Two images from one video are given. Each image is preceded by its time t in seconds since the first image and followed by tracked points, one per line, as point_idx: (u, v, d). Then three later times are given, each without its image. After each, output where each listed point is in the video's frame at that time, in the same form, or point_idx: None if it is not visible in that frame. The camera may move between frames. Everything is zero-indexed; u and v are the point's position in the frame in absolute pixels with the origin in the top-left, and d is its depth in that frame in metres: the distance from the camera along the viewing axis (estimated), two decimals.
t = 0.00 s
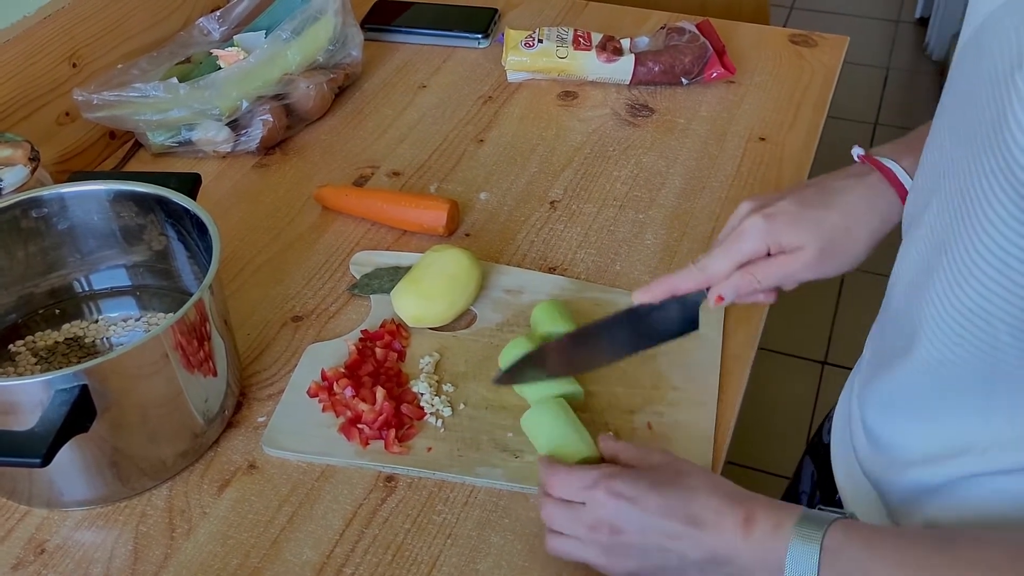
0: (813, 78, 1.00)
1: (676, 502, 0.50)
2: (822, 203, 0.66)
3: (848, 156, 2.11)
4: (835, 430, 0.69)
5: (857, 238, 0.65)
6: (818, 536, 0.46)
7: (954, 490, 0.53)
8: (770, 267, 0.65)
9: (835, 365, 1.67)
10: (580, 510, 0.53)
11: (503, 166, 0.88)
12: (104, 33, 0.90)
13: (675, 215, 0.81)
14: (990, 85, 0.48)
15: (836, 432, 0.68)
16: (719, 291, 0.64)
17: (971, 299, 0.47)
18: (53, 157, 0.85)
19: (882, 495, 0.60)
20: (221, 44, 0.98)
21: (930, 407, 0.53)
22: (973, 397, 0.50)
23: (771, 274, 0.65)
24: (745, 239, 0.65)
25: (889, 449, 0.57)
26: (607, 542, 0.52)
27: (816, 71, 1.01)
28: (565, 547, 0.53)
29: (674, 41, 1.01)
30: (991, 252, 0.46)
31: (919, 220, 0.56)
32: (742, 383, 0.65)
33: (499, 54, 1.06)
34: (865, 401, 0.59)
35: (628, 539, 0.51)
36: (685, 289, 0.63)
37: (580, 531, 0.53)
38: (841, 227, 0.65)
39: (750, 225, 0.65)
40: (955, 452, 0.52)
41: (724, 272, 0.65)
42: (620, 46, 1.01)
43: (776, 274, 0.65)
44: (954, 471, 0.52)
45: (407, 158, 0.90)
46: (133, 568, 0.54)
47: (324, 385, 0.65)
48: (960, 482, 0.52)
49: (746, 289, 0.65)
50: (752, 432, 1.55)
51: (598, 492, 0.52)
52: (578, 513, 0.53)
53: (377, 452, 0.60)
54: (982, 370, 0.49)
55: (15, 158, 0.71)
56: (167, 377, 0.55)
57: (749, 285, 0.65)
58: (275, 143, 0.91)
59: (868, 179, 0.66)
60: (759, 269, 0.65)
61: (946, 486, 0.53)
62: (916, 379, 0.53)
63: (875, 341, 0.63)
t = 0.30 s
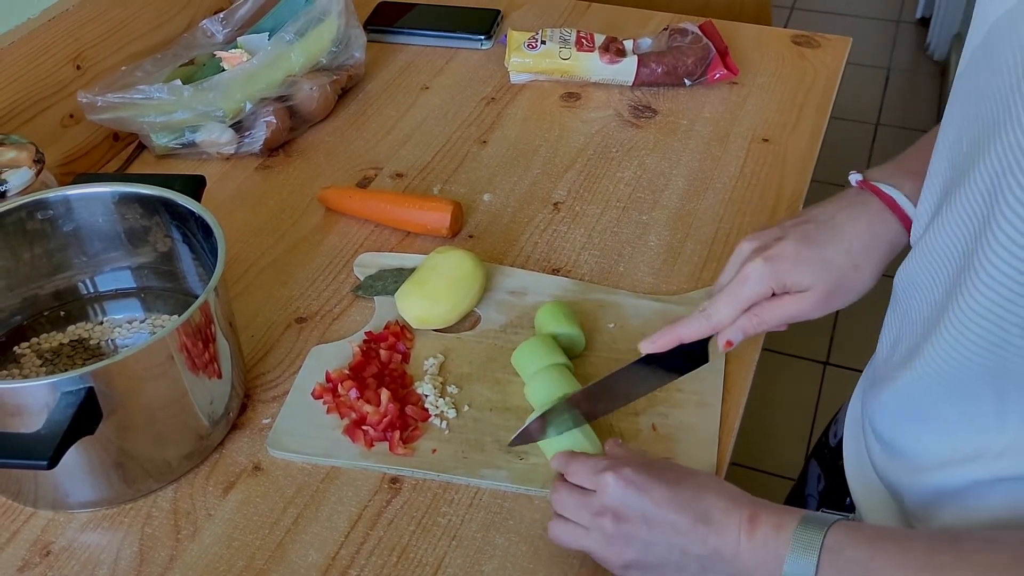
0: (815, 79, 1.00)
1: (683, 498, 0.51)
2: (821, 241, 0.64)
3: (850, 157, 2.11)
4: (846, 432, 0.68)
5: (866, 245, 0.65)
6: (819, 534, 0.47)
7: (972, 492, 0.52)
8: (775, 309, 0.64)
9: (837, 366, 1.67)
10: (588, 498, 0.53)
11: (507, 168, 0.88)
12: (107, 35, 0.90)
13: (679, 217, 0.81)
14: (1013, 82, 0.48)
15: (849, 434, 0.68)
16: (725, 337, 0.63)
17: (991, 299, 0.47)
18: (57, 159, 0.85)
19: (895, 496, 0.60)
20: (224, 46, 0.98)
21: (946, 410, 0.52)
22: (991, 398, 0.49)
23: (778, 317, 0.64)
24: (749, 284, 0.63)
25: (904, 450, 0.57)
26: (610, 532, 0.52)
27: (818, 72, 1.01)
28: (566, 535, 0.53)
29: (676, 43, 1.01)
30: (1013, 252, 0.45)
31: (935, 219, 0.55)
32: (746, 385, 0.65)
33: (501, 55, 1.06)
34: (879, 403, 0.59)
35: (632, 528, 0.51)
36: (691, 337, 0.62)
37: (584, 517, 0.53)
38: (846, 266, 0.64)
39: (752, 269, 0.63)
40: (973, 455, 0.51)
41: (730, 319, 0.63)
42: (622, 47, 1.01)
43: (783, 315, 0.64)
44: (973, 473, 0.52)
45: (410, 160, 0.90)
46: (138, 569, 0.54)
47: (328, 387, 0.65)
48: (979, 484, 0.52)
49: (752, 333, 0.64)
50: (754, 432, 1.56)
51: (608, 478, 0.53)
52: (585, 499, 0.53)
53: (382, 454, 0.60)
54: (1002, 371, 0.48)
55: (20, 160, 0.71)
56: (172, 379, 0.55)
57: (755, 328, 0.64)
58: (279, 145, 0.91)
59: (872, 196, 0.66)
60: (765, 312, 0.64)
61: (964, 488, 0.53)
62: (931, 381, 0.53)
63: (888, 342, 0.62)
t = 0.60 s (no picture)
0: (815, 79, 1.00)
1: (687, 491, 0.50)
2: (798, 286, 0.63)
3: (849, 157, 2.11)
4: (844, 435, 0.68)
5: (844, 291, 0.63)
6: (821, 529, 0.46)
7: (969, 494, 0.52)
8: (751, 350, 0.62)
9: (837, 366, 1.67)
10: (591, 492, 0.52)
11: (506, 168, 0.88)
12: (106, 35, 0.90)
13: (678, 217, 0.81)
14: (999, 81, 0.48)
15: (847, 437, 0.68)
16: (703, 374, 0.63)
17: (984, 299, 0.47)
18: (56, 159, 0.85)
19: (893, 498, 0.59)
20: (223, 46, 0.98)
21: (943, 411, 0.52)
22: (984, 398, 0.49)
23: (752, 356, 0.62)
24: (726, 325, 0.62)
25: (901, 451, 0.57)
26: (613, 526, 0.51)
27: (817, 72, 1.01)
28: (568, 531, 0.53)
29: (676, 43, 1.00)
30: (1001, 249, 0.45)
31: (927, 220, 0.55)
32: (745, 386, 0.65)
33: (500, 56, 1.06)
34: (874, 405, 0.59)
35: (638, 522, 0.51)
36: (673, 374, 0.61)
37: (587, 512, 0.52)
38: (817, 310, 0.62)
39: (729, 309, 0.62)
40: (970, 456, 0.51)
41: (708, 359, 0.62)
42: (622, 48, 1.00)
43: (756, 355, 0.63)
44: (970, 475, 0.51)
45: (409, 160, 0.90)
46: (136, 571, 0.54)
47: (326, 388, 0.65)
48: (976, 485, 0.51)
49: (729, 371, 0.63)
50: (754, 432, 1.56)
51: (612, 472, 0.52)
52: (588, 493, 0.53)
53: (380, 455, 0.60)
54: (995, 371, 0.48)
55: (19, 161, 0.71)
56: (171, 379, 0.54)
57: (735, 368, 0.63)
58: (278, 145, 0.91)
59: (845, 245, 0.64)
60: (742, 352, 0.62)
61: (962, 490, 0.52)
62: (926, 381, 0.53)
63: (884, 345, 0.62)
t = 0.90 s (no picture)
0: (813, 79, 1.00)
1: (667, 504, 0.51)
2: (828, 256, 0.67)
3: (848, 157, 2.11)
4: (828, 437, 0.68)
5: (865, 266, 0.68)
6: (807, 540, 0.47)
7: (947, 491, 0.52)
8: (800, 318, 0.66)
9: (835, 365, 1.67)
10: (568, 508, 0.53)
11: (504, 168, 0.88)
12: (104, 36, 0.90)
13: (676, 217, 0.81)
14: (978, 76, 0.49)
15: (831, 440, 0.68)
16: (749, 345, 0.65)
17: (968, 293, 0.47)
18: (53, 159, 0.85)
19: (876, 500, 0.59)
20: (221, 46, 0.98)
21: (924, 406, 0.52)
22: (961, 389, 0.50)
23: (801, 327, 0.66)
24: (772, 295, 0.65)
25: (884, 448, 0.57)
26: (594, 541, 0.52)
27: (815, 72, 1.01)
28: (552, 544, 0.53)
29: (674, 43, 1.00)
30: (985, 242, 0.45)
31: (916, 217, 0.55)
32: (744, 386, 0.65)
33: (499, 56, 1.06)
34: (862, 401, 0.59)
35: (618, 536, 0.52)
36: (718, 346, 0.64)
37: (568, 528, 0.53)
38: (861, 277, 0.67)
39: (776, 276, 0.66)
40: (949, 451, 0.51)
41: (754, 328, 0.65)
42: (620, 48, 1.00)
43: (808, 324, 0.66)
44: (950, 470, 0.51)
45: (408, 160, 0.90)
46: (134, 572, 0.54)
47: (324, 389, 0.65)
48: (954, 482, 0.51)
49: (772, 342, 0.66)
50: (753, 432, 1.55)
51: (590, 489, 0.52)
52: (568, 510, 0.53)
53: (378, 455, 0.60)
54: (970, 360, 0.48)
55: (16, 161, 0.71)
56: (170, 379, 0.54)
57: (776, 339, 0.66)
58: (276, 145, 0.91)
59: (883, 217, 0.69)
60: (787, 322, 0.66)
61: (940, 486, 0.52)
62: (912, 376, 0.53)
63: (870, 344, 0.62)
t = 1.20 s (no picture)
0: (810, 79, 1.00)
1: (615, 483, 0.48)
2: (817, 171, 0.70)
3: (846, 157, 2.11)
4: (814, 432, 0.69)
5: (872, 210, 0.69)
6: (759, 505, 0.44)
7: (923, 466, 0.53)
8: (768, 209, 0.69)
9: (833, 366, 1.67)
10: (514, 506, 0.51)
11: (501, 169, 0.88)
12: (99, 37, 0.90)
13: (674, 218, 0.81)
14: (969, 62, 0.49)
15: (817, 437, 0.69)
16: (712, 215, 0.70)
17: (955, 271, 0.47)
18: (49, 161, 0.85)
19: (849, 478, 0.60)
20: (217, 47, 0.98)
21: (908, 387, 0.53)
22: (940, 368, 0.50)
23: (770, 220, 0.69)
24: (750, 178, 0.71)
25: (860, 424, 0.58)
26: (554, 532, 0.50)
27: (813, 73, 1.01)
28: (507, 539, 0.52)
29: (671, 44, 1.00)
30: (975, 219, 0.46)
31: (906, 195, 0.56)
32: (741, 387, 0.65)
33: (496, 57, 1.06)
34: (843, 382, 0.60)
35: (575, 525, 0.49)
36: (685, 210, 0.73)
37: (521, 526, 0.51)
38: (837, 188, 0.69)
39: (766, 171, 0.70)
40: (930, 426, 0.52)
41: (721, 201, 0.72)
42: (617, 48, 1.00)
43: (777, 221, 0.69)
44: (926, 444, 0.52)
45: (404, 161, 0.90)
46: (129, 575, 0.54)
47: (321, 391, 0.65)
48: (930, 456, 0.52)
49: (738, 225, 0.69)
50: (752, 431, 1.55)
51: (540, 485, 0.50)
52: (515, 507, 0.51)
53: (375, 457, 0.60)
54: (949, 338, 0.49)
55: (11, 163, 0.71)
56: (166, 381, 0.54)
57: (742, 222, 0.69)
58: (272, 147, 0.91)
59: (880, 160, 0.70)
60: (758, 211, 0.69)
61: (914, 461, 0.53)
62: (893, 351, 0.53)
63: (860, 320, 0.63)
